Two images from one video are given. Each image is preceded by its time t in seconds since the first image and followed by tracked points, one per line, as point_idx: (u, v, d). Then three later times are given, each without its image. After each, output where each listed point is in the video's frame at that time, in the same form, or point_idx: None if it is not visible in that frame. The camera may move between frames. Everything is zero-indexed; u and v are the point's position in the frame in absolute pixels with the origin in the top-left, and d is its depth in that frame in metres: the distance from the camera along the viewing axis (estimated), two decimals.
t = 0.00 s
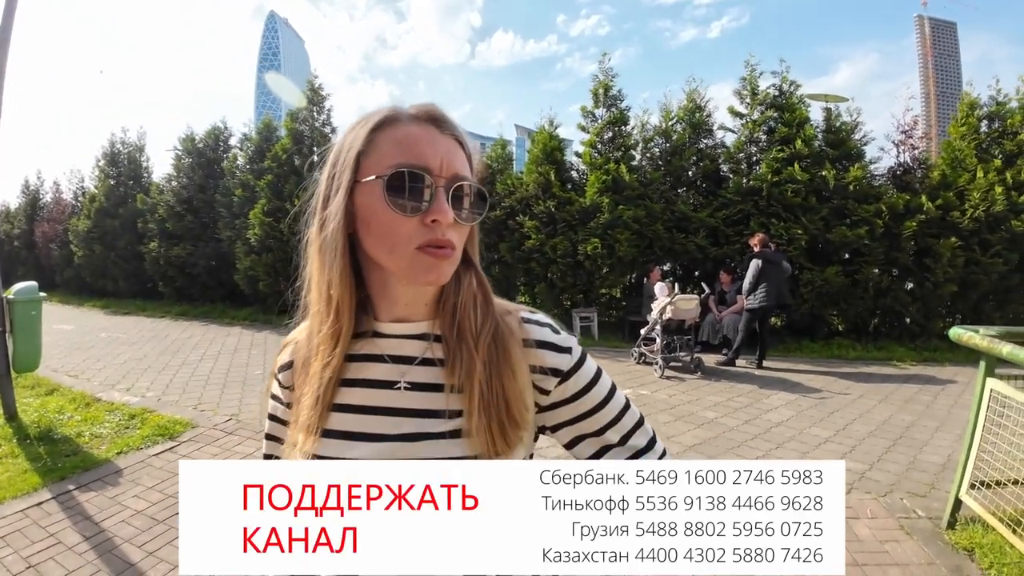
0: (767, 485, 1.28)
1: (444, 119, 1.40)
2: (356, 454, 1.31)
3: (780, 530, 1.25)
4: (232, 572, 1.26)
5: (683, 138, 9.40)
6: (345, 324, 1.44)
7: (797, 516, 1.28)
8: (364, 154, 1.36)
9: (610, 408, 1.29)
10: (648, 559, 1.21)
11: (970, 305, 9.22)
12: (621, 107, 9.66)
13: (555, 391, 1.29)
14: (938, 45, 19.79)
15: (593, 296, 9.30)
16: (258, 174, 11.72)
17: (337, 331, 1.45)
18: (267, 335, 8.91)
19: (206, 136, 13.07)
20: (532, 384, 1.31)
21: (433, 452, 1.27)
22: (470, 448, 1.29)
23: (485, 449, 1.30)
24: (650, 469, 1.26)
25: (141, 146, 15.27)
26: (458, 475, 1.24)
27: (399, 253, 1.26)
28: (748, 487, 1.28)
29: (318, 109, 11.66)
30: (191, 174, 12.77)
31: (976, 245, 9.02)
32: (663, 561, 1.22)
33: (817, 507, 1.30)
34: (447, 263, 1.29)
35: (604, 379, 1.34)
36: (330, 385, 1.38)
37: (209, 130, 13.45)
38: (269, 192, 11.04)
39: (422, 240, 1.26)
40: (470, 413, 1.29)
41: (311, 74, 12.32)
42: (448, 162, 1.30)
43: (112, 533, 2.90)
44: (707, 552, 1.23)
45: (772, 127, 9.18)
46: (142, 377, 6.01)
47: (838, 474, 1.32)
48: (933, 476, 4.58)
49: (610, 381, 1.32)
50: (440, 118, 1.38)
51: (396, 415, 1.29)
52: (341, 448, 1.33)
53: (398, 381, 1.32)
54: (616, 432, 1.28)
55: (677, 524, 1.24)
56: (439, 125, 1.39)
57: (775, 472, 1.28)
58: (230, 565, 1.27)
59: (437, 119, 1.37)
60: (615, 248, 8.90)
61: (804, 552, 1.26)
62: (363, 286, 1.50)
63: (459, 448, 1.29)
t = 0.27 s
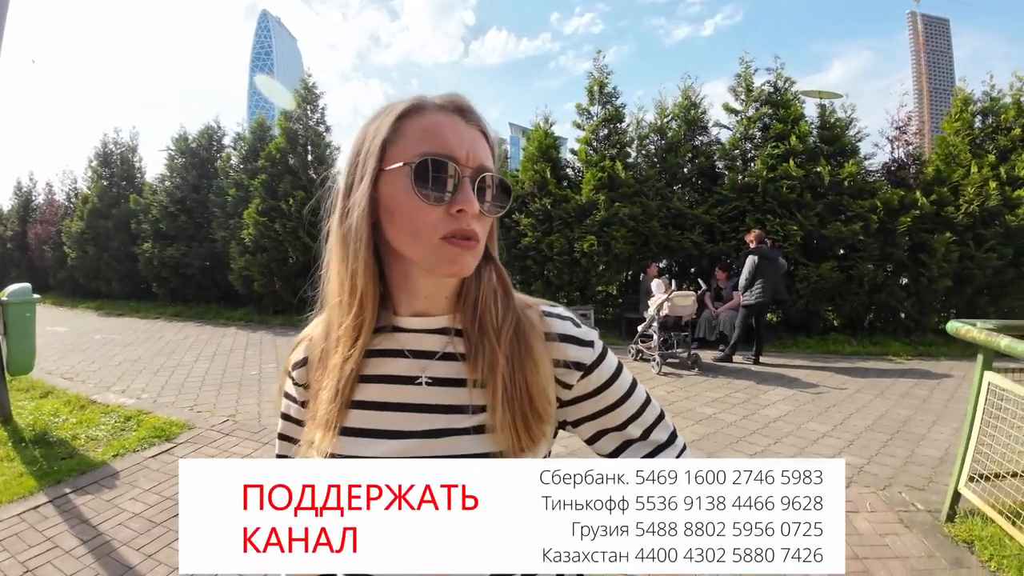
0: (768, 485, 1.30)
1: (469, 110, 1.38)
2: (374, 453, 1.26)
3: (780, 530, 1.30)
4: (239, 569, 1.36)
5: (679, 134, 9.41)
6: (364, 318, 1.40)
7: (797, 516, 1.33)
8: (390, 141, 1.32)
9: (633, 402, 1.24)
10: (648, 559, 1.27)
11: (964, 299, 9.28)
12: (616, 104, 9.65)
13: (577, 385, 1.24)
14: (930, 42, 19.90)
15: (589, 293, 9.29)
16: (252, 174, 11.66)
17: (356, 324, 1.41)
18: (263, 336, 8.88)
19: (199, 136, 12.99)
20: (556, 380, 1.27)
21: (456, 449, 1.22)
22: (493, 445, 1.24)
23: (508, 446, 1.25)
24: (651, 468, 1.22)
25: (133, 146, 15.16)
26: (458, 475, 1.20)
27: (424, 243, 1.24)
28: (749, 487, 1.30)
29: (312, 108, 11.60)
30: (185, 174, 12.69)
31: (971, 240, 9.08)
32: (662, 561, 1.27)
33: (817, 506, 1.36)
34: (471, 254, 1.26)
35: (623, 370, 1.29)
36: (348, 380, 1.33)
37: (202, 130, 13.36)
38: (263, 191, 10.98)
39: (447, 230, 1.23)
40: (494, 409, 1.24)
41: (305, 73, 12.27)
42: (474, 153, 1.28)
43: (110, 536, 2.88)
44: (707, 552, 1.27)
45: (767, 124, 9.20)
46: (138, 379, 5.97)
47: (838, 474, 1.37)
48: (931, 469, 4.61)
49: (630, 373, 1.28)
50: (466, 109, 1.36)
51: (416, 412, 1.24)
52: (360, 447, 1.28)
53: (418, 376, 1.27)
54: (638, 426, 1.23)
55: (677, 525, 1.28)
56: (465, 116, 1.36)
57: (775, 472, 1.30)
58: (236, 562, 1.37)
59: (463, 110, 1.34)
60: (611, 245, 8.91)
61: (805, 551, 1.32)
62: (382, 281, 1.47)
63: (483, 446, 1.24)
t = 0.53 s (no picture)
0: (767, 485, 1.28)
1: (497, 104, 1.36)
2: (398, 452, 1.23)
3: (780, 530, 1.30)
4: (240, 567, 1.39)
5: (675, 131, 9.40)
6: (385, 314, 1.36)
7: (797, 516, 1.33)
8: (420, 133, 1.29)
9: (656, 396, 1.22)
10: (648, 559, 1.28)
11: (959, 295, 9.32)
12: (612, 101, 9.63)
13: (601, 381, 1.23)
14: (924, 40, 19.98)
15: (586, 290, 9.29)
16: (247, 172, 11.59)
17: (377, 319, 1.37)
18: (260, 335, 8.85)
19: (193, 134, 12.90)
20: (581, 376, 1.26)
21: (483, 446, 1.20)
22: (519, 441, 1.23)
23: (534, 442, 1.24)
24: (651, 469, 1.22)
25: (127, 145, 15.06)
26: (458, 476, 1.18)
27: (453, 237, 1.21)
28: (749, 487, 1.28)
29: (307, 106, 11.53)
30: (179, 172, 12.61)
31: (966, 236, 9.13)
32: (662, 560, 1.29)
33: (816, 506, 1.35)
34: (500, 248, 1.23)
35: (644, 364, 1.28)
36: (370, 377, 1.30)
37: (195, 128, 13.27)
38: (258, 189, 10.92)
39: (477, 224, 1.20)
40: (522, 406, 1.23)
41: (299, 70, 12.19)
42: (505, 147, 1.26)
43: (107, 538, 2.86)
44: (707, 552, 1.28)
45: (763, 121, 9.22)
46: (133, 378, 5.93)
47: (838, 474, 1.36)
48: (928, 464, 4.63)
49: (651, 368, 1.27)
50: (494, 104, 1.34)
51: (444, 411, 1.21)
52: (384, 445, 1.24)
53: (443, 373, 1.24)
54: (662, 420, 1.21)
55: (677, 525, 1.28)
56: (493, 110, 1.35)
57: (776, 472, 1.28)
58: (237, 560, 1.39)
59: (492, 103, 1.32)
60: (608, 242, 8.91)
61: (804, 551, 1.33)
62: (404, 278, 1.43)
63: (510, 442, 1.23)
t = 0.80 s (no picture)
0: (767, 485, 1.34)
1: (503, 100, 1.37)
2: (407, 450, 1.23)
3: (779, 530, 1.35)
4: (239, 568, 1.39)
5: (672, 128, 9.40)
6: (391, 310, 1.35)
7: (797, 516, 1.37)
8: (430, 127, 1.29)
9: (659, 389, 1.27)
10: (648, 559, 1.33)
11: (954, 293, 9.38)
12: (609, 98, 9.62)
13: (606, 374, 1.26)
14: (920, 39, 20.03)
15: (582, 287, 9.29)
16: (242, 168, 11.54)
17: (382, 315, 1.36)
18: (256, 331, 8.83)
19: (187, 129, 12.83)
20: (586, 369, 1.28)
21: (493, 442, 1.21)
22: (527, 436, 1.24)
23: (541, 436, 1.25)
24: (650, 469, 1.30)
25: (121, 140, 14.96)
26: (458, 476, 1.20)
27: (464, 232, 1.21)
28: (748, 487, 1.34)
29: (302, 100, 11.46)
30: (173, 168, 12.54)
31: (960, 234, 9.18)
32: (662, 561, 1.34)
33: (816, 505, 1.39)
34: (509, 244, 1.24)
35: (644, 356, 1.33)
36: (377, 374, 1.29)
37: (189, 123, 13.19)
38: (253, 185, 10.87)
39: (488, 220, 1.21)
40: (529, 399, 1.24)
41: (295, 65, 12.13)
42: (514, 144, 1.27)
43: (103, 535, 2.86)
44: (707, 552, 1.35)
45: (759, 118, 9.23)
46: (128, 375, 5.91)
47: (837, 473, 1.39)
48: (922, 460, 4.67)
49: (652, 361, 1.31)
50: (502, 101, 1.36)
51: (454, 408, 1.21)
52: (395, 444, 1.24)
53: (450, 370, 1.24)
54: (663, 412, 1.27)
55: (677, 525, 1.34)
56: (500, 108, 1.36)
57: (775, 472, 1.34)
58: (238, 561, 1.39)
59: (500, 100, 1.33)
60: (605, 239, 8.91)
61: (803, 551, 1.37)
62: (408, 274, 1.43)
63: (518, 438, 1.23)
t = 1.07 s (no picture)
0: (768, 485, 1.46)
1: (494, 106, 1.40)
2: (405, 447, 1.25)
3: (780, 529, 1.47)
4: (237, 569, 1.38)
5: (667, 127, 9.42)
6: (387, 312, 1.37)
7: (796, 516, 1.50)
8: (425, 134, 1.31)
9: (643, 382, 1.35)
10: (648, 558, 1.40)
11: (947, 291, 9.46)
12: (605, 96, 9.64)
13: (595, 369, 1.33)
14: (917, 38, 20.08)
15: (577, 285, 9.32)
16: (237, 165, 11.51)
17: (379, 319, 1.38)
18: (252, 329, 8.84)
19: (182, 126, 12.79)
20: (576, 366, 1.33)
21: (491, 438, 1.24)
22: (523, 431, 1.28)
23: (536, 432, 1.29)
24: (650, 470, 1.36)
25: (115, 137, 14.90)
26: (458, 476, 1.21)
27: (463, 236, 1.23)
28: (749, 488, 1.46)
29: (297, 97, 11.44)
30: (168, 165, 12.50)
31: (954, 232, 9.24)
32: (662, 560, 1.42)
33: (816, 506, 1.52)
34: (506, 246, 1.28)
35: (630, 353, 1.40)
36: (376, 375, 1.31)
37: (184, 120, 13.14)
38: (248, 182, 10.85)
39: (486, 223, 1.24)
40: (525, 396, 1.27)
41: (290, 62, 12.09)
42: (507, 149, 1.30)
43: (100, 533, 2.88)
44: (707, 551, 1.44)
45: (754, 116, 9.26)
46: (124, 373, 5.92)
47: (837, 475, 1.52)
48: (913, 457, 4.73)
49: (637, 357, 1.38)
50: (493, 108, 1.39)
51: (451, 404, 1.23)
52: (394, 443, 1.26)
53: (447, 369, 1.26)
54: (649, 404, 1.33)
55: (677, 525, 1.42)
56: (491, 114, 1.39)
57: (775, 473, 1.46)
58: (237, 562, 1.39)
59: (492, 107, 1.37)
60: (600, 237, 8.93)
61: (804, 551, 1.50)
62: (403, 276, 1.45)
63: (513, 434, 1.27)
